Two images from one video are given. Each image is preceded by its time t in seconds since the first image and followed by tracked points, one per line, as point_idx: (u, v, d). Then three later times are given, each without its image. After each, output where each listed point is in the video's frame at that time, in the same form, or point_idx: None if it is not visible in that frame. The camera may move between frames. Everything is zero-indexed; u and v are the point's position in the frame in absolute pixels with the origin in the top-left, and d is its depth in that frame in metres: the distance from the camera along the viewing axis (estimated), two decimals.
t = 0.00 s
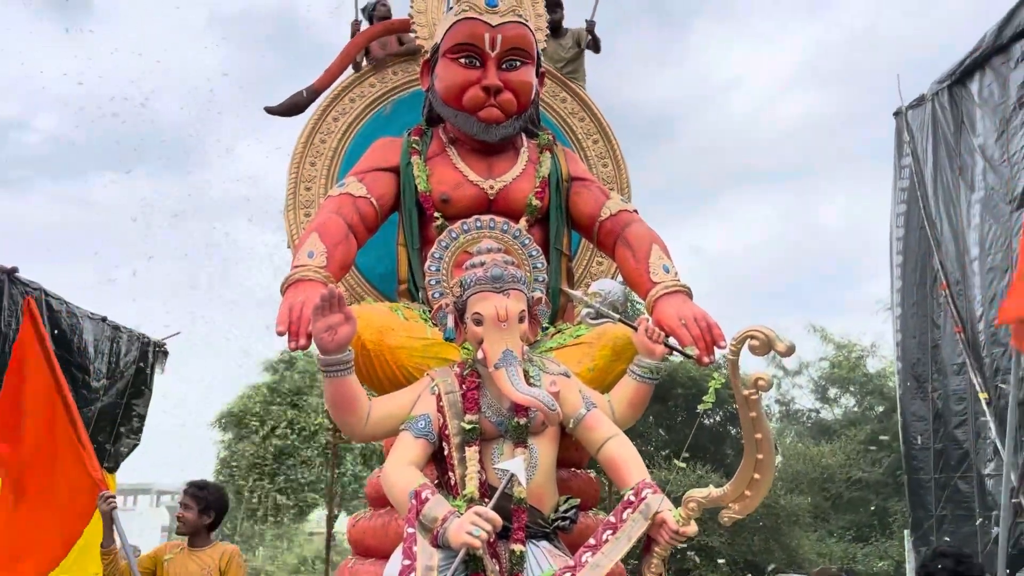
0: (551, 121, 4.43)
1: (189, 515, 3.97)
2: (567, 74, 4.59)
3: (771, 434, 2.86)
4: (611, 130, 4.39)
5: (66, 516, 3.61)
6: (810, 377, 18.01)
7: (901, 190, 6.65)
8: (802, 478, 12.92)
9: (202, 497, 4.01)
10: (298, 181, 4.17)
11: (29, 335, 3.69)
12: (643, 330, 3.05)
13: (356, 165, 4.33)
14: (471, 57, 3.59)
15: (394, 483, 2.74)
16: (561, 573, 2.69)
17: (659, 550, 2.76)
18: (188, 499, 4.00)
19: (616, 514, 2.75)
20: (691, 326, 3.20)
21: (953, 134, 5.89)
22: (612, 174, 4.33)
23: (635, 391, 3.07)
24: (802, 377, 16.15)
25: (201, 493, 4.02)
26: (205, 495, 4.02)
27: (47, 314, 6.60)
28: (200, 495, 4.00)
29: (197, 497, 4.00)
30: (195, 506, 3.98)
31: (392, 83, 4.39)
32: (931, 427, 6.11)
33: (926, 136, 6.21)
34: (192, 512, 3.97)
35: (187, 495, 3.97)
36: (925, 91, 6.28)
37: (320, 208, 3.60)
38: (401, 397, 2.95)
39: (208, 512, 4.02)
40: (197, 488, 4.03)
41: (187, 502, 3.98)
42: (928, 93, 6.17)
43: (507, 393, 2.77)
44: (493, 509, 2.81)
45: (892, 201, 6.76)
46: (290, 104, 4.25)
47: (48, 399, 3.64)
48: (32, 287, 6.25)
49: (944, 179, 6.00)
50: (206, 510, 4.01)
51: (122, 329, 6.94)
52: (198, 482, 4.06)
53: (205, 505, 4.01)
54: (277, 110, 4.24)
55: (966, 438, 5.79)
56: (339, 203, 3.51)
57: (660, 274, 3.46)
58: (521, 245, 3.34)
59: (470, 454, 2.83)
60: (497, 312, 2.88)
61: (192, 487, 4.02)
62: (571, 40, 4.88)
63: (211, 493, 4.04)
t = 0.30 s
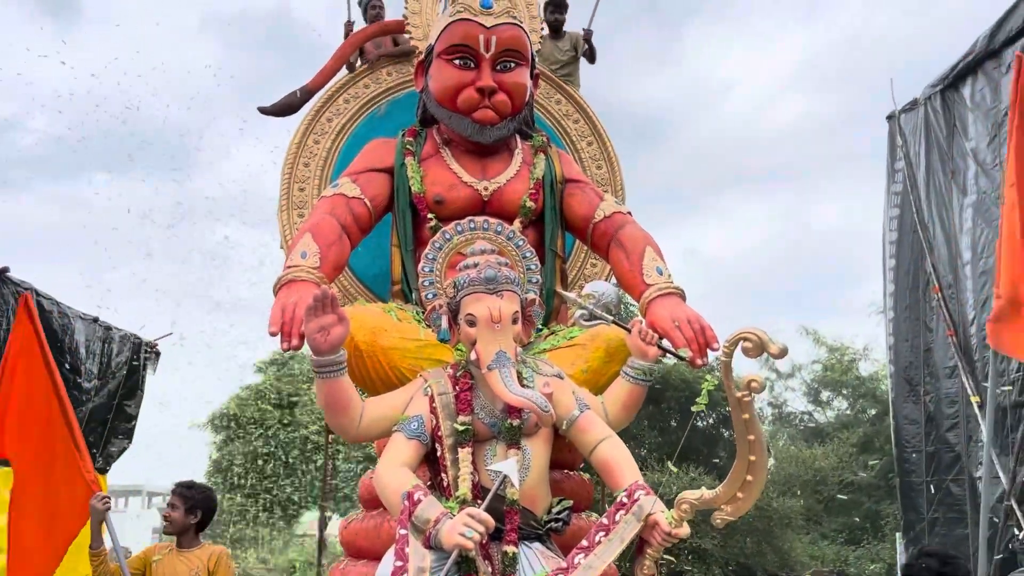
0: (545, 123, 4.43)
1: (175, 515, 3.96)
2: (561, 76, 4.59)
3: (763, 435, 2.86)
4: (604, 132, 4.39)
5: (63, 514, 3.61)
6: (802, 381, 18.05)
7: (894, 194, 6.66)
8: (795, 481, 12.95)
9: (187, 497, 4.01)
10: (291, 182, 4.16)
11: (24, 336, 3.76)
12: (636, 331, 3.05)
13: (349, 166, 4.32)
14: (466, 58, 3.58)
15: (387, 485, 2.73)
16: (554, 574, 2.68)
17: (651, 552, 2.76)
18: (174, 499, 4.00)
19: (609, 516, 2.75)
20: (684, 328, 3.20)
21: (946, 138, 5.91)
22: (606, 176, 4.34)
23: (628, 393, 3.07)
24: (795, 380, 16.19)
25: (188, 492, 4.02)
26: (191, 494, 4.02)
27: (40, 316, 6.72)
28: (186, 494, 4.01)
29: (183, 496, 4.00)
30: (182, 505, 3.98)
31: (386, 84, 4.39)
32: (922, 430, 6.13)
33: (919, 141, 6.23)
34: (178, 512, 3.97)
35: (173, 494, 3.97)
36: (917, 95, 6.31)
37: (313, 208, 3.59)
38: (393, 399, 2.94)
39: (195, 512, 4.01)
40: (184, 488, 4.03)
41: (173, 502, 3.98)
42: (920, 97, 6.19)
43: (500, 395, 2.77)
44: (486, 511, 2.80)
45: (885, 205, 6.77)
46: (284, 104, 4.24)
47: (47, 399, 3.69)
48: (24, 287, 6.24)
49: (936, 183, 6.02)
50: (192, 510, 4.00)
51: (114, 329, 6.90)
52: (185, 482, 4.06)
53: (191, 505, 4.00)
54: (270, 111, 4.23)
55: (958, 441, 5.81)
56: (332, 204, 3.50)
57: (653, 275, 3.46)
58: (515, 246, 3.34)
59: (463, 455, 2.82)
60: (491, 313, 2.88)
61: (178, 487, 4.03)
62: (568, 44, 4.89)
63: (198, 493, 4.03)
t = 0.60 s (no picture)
0: (537, 126, 4.43)
1: (162, 516, 3.95)
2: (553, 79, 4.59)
3: (754, 438, 2.86)
4: (596, 135, 4.40)
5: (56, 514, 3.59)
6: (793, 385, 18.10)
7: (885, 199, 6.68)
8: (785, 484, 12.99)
9: (175, 498, 4.00)
10: (283, 183, 4.15)
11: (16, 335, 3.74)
12: (628, 334, 3.05)
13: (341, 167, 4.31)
14: (458, 60, 3.58)
15: (377, 487, 2.72)
16: None
17: (642, 555, 2.76)
18: (162, 501, 3.99)
19: (600, 519, 2.74)
20: (675, 331, 3.20)
21: (935, 143, 5.93)
22: (598, 179, 4.34)
23: (619, 396, 3.07)
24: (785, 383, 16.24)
25: (176, 494, 4.02)
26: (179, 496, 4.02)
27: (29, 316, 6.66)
28: (175, 496, 4.00)
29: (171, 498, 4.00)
30: (170, 507, 3.97)
31: (378, 86, 4.38)
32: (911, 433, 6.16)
33: (909, 145, 6.26)
34: (166, 513, 3.96)
35: (161, 495, 3.97)
36: (908, 100, 6.34)
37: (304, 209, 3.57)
38: (384, 401, 2.93)
39: (183, 514, 4.00)
40: (172, 490, 4.03)
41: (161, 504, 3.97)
42: (911, 102, 6.22)
43: (491, 397, 2.76)
44: (476, 514, 2.80)
45: (876, 210, 6.79)
46: (276, 105, 4.24)
47: (45, 397, 3.68)
48: (13, 286, 6.20)
49: (926, 189, 6.05)
50: (180, 512, 3.99)
51: (102, 330, 6.85)
52: (173, 485, 4.06)
53: (179, 507, 3.99)
54: (262, 111, 4.21)
55: (947, 445, 5.84)
56: (323, 205, 3.49)
57: (645, 279, 3.46)
58: (507, 249, 3.34)
59: (453, 458, 2.82)
60: (482, 315, 2.88)
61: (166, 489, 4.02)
62: (563, 49, 4.89)
63: (186, 495, 4.03)
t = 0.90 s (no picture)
0: (531, 128, 4.43)
1: (153, 517, 3.93)
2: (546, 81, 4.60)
3: (746, 439, 2.86)
4: (589, 138, 4.41)
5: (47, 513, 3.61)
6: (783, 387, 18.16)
7: (876, 203, 6.71)
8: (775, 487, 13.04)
9: (165, 499, 3.98)
10: (275, 184, 4.14)
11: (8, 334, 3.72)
12: (621, 336, 3.05)
13: (334, 168, 4.30)
14: (452, 61, 3.58)
15: (370, 488, 2.71)
16: None
17: (634, 556, 2.77)
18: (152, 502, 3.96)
19: (592, 520, 2.74)
20: (668, 332, 3.21)
21: (926, 147, 5.96)
22: (590, 181, 4.35)
23: (611, 397, 3.07)
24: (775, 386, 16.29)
25: (166, 495, 4.00)
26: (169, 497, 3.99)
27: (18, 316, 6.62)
28: (165, 497, 3.97)
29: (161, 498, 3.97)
30: (160, 508, 3.95)
31: (371, 87, 4.38)
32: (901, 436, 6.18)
33: (900, 150, 6.29)
34: (156, 514, 3.93)
35: (151, 496, 3.94)
36: (899, 105, 6.37)
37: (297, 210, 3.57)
38: (377, 402, 2.93)
39: (173, 515, 3.98)
40: (162, 490, 4.01)
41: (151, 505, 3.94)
42: (902, 106, 6.25)
43: (484, 398, 2.76)
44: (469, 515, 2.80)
45: (867, 214, 6.82)
46: (268, 105, 4.23)
47: (37, 395, 3.67)
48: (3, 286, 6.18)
49: (917, 193, 6.08)
50: (170, 512, 3.97)
51: (93, 330, 6.83)
52: (163, 486, 4.04)
53: (170, 507, 3.97)
54: (255, 112, 4.20)
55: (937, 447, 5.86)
56: (316, 206, 3.48)
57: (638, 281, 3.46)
58: (500, 250, 3.34)
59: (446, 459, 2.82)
60: (475, 316, 2.87)
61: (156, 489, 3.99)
62: (556, 52, 4.90)
63: (177, 495, 4.01)
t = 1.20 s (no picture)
0: (525, 130, 4.44)
1: (145, 519, 3.91)
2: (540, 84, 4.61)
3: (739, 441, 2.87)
4: (583, 140, 4.42)
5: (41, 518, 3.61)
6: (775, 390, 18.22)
7: (868, 206, 6.74)
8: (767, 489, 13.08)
9: (157, 501, 3.96)
10: (269, 185, 4.14)
11: None
12: (615, 338, 3.06)
13: (328, 169, 4.30)
14: (447, 64, 3.59)
15: (363, 489, 2.71)
16: None
17: (628, 557, 2.78)
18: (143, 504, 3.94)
19: (585, 522, 2.75)
20: (661, 334, 3.22)
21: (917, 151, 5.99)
22: (584, 184, 4.36)
23: (605, 399, 3.08)
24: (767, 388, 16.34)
25: (157, 496, 3.98)
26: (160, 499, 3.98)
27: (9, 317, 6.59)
28: (157, 499, 3.96)
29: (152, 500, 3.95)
30: (152, 510, 3.93)
31: (365, 89, 4.38)
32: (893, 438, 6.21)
33: (892, 153, 6.32)
34: (148, 516, 3.92)
35: (143, 498, 3.92)
36: (890, 109, 6.40)
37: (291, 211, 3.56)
38: (371, 404, 2.93)
39: (164, 517, 3.96)
40: (154, 492, 3.99)
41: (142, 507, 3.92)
42: (893, 110, 6.28)
43: (478, 400, 2.77)
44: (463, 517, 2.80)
45: (859, 218, 6.85)
46: (262, 106, 4.23)
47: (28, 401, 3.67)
48: None
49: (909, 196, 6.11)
50: (162, 514, 3.95)
51: (85, 331, 6.82)
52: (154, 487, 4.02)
53: (162, 509, 3.96)
54: (249, 113, 4.20)
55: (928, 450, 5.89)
56: (311, 207, 3.48)
57: (632, 283, 3.47)
58: (494, 252, 3.35)
59: (440, 460, 2.82)
60: (469, 318, 2.88)
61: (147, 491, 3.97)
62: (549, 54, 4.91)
63: (169, 497, 3.99)
